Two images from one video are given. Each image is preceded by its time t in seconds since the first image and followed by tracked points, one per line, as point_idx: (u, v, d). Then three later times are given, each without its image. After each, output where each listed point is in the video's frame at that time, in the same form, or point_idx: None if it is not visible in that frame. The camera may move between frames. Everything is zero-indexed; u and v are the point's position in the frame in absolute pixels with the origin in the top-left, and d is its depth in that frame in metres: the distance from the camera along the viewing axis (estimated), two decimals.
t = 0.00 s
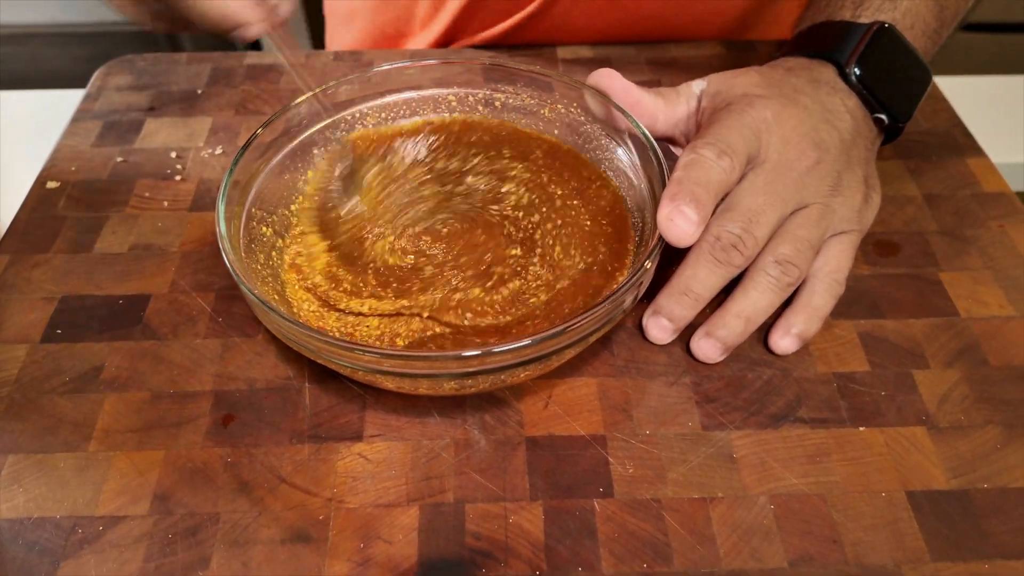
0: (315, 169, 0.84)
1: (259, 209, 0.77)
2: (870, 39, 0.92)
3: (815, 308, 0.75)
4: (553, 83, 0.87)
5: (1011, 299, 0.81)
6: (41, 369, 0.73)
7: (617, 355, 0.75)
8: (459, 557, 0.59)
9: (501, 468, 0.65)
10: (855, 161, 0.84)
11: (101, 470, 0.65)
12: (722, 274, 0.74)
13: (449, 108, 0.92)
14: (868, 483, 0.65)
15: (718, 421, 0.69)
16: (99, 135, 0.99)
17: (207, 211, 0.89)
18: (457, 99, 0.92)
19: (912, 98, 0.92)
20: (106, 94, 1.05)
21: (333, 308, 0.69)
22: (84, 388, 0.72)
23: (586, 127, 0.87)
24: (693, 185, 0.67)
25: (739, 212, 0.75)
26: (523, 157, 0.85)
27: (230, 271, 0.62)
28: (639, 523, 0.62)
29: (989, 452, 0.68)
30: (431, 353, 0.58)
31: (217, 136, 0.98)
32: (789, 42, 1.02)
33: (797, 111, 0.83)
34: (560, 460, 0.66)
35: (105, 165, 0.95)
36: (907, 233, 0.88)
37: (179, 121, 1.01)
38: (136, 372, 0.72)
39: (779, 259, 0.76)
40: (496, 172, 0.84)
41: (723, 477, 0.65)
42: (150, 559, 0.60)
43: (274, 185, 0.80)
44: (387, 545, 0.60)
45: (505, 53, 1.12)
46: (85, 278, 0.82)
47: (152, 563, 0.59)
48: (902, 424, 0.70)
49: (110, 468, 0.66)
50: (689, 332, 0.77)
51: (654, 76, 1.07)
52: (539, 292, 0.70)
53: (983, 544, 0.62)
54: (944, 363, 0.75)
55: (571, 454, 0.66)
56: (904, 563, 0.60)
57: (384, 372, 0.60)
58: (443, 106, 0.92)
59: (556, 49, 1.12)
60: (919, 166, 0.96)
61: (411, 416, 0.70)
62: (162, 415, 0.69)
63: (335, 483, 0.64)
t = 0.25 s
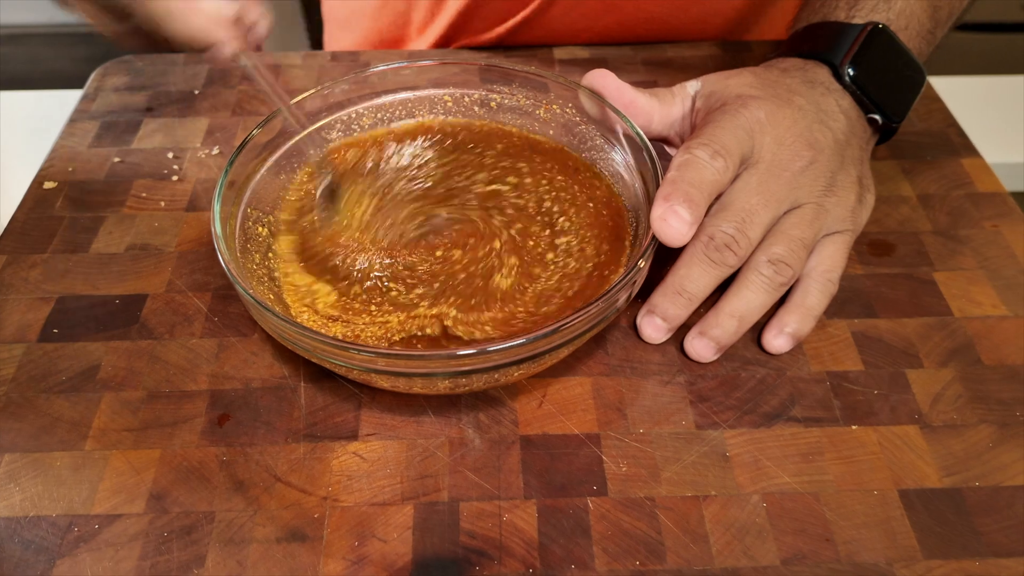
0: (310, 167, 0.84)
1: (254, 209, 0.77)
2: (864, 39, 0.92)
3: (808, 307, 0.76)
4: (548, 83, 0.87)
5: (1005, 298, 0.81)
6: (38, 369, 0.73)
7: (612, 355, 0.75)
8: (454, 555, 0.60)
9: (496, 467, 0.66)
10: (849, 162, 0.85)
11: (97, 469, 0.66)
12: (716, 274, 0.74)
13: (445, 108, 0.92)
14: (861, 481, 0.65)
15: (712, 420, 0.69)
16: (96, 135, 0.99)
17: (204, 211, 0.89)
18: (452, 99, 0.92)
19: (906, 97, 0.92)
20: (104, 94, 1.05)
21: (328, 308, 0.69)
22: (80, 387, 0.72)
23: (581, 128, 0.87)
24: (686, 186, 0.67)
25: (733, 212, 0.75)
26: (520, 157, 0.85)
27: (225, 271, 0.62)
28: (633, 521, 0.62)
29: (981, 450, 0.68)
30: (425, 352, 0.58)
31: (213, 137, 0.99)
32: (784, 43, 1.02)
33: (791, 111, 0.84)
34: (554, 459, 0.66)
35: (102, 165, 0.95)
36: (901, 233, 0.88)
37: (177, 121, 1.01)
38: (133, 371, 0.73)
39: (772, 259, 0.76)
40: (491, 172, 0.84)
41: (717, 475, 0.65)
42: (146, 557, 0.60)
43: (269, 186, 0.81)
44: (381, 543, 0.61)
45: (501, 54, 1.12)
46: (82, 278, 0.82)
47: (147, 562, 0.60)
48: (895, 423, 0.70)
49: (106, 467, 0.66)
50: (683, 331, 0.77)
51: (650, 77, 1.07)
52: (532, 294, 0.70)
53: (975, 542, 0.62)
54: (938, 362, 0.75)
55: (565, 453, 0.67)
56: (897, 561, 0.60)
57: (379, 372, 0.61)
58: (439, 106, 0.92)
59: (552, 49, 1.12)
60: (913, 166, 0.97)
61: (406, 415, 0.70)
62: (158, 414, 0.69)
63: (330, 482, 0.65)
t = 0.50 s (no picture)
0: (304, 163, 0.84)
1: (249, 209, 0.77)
2: (859, 38, 0.92)
3: (803, 307, 0.76)
4: (542, 83, 0.86)
5: (999, 297, 0.81)
6: (33, 368, 0.73)
7: (607, 354, 0.75)
8: (448, 555, 0.60)
9: (491, 466, 0.66)
10: (844, 161, 0.85)
11: (92, 468, 0.66)
12: (710, 273, 0.74)
13: (441, 108, 0.92)
14: (856, 480, 0.65)
15: (706, 419, 0.69)
16: (92, 135, 0.99)
17: (199, 211, 0.89)
18: (447, 99, 0.92)
19: (900, 96, 0.92)
20: (100, 94, 1.05)
21: (322, 308, 0.69)
22: (75, 386, 0.72)
23: (576, 127, 0.87)
24: (680, 185, 0.67)
25: (727, 211, 0.75)
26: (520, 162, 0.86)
27: (219, 271, 0.62)
28: (627, 520, 0.62)
29: (976, 449, 0.69)
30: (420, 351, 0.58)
31: (209, 137, 0.98)
32: (779, 42, 1.03)
33: (785, 110, 0.84)
34: (549, 458, 0.66)
35: (98, 165, 0.95)
36: (897, 232, 0.88)
37: (173, 121, 1.01)
38: (128, 370, 0.73)
39: (767, 258, 0.76)
40: (488, 172, 0.84)
41: (711, 474, 0.65)
42: (141, 557, 0.60)
43: (264, 186, 0.81)
44: (376, 542, 0.61)
45: (497, 54, 1.12)
46: (78, 277, 0.82)
47: (142, 561, 0.60)
48: (889, 422, 0.70)
49: (101, 467, 0.66)
50: (678, 331, 0.77)
51: (646, 76, 1.07)
52: (526, 293, 0.70)
53: (969, 540, 0.62)
54: (932, 361, 0.75)
55: (560, 452, 0.67)
56: (891, 560, 0.60)
57: (373, 371, 0.61)
58: (435, 106, 0.92)
59: (548, 49, 1.12)
60: (908, 165, 0.97)
61: (402, 414, 0.70)
62: (153, 414, 0.69)
63: (325, 481, 0.65)
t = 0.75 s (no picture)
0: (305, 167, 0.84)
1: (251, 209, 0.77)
2: (862, 38, 0.92)
3: (806, 307, 0.76)
4: (545, 84, 0.86)
5: (1002, 298, 0.81)
6: (35, 369, 0.73)
7: (610, 355, 0.75)
8: (451, 556, 0.60)
9: (494, 467, 0.66)
10: (847, 162, 0.85)
11: (93, 470, 0.65)
12: (713, 274, 0.74)
13: (443, 109, 0.92)
14: (859, 481, 0.65)
15: (710, 420, 0.69)
16: (93, 136, 0.99)
17: (201, 212, 0.89)
18: (450, 99, 0.92)
19: (904, 96, 0.92)
20: (101, 95, 1.05)
21: (323, 309, 0.69)
22: (77, 388, 0.72)
23: (578, 128, 0.87)
24: (684, 186, 0.67)
25: (730, 211, 0.75)
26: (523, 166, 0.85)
27: (222, 272, 0.62)
28: (630, 522, 0.62)
29: (979, 450, 0.68)
30: (423, 352, 0.58)
31: (211, 137, 0.98)
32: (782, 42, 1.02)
33: (788, 111, 0.84)
34: (552, 460, 0.66)
35: (99, 165, 0.95)
36: (899, 232, 0.88)
37: (174, 121, 1.01)
38: (130, 372, 0.73)
39: (770, 258, 0.76)
40: (490, 177, 0.84)
41: (714, 475, 0.65)
42: (143, 559, 0.60)
43: (267, 186, 0.80)
44: (379, 544, 0.60)
45: (499, 54, 1.12)
46: (79, 278, 0.82)
47: (144, 563, 0.59)
48: (893, 423, 0.70)
49: (103, 468, 0.66)
50: (681, 331, 0.77)
51: (648, 76, 1.07)
52: (529, 296, 0.70)
53: (974, 542, 0.62)
54: (936, 361, 0.75)
55: (563, 453, 0.67)
56: (895, 562, 0.60)
57: (376, 372, 0.61)
58: (437, 106, 0.92)
59: (550, 49, 1.12)
60: (911, 165, 0.97)
61: (404, 415, 0.70)
62: (155, 415, 0.69)
63: (328, 482, 0.64)
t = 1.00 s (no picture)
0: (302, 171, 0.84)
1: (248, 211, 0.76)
2: (862, 40, 0.92)
3: (806, 310, 0.75)
4: (544, 85, 0.86)
5: (1002, 299, 0.81)
6: (32, 372, 0.73)
7: (609, 357, 0.74)
8: (449, 560, 0.59)
9: (492, 470, 0.65)
10: (847, 163, 0.84)
11: (90, 473, 0.65)
12: (712, 276, 0.73)
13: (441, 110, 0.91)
14: (859, 484, 0.65)
15: (709, 423, 0.69)
16: (91, 137, 0.99)
17: (198, 214, 0.89)
18: (448, 100, 0.91)
19: (904, 98, 0.91)
20: (99, 96, 1.05)
21: (321, 311, 0.68)
22: (73, 391, 0.71)
23: (577, 129, 0.87)
24: (683, 188, 0.67)
25: (729, 213, 0.75)
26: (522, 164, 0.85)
27: (218, 274, 0.62)
28: (629, 525, 0.62)
29: (980, 453, 0.68)
30: (421, 355, 0.58)
31: (209, 138, 0.98)
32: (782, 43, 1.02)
33: (787, 112, 0.83)
34: (550, 463, 0.66)
35: (96, 167, 0.95)
36: (899, 233, 0.88)
37: (172, 123, 1.01)
38: (126, 374, 0.72)
39: (769, 261, 0.76)
40: (488, 178, 0.84)
41: (714, 478, 0.65)
42: (139, 563, 0.59)
43: (263, 187, 0.80)
44: (376, 548, 0.60)
45: (498, 54, 1.12)
46: (76, 280, 0.81)
47: (141, 567, 0.59)
48: (893, 425, 0.70)
49: (99, 472, 0.65)
50: (680, 333, 0.76)
51: (647, 77, 1.07)
52: (526, 296, 0.70)
53: (974, 545, 0.62)
54: (936, 363, 0.75)
55: (562, 456, 0.66)
56: (895, 565, 0.60)
57: (374, 375, 0.60)
58: (435, 108, 0.91)
59: (548, 50, 1.12)
60: (911, 166, 0.96)
61: (402, 418, 0.70)
62: (152, 418, 0.69)
63: (326, 485, 0.64)
